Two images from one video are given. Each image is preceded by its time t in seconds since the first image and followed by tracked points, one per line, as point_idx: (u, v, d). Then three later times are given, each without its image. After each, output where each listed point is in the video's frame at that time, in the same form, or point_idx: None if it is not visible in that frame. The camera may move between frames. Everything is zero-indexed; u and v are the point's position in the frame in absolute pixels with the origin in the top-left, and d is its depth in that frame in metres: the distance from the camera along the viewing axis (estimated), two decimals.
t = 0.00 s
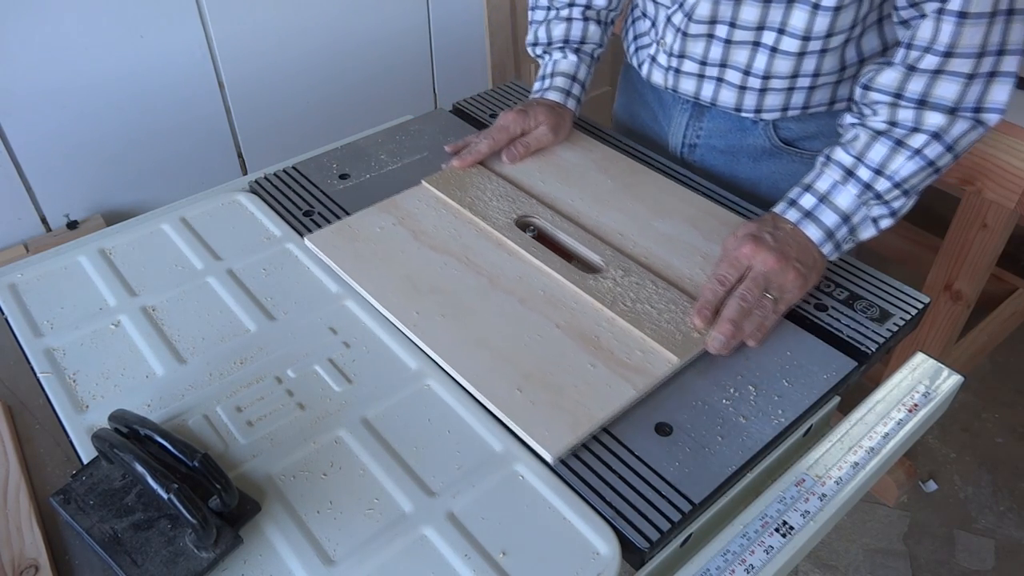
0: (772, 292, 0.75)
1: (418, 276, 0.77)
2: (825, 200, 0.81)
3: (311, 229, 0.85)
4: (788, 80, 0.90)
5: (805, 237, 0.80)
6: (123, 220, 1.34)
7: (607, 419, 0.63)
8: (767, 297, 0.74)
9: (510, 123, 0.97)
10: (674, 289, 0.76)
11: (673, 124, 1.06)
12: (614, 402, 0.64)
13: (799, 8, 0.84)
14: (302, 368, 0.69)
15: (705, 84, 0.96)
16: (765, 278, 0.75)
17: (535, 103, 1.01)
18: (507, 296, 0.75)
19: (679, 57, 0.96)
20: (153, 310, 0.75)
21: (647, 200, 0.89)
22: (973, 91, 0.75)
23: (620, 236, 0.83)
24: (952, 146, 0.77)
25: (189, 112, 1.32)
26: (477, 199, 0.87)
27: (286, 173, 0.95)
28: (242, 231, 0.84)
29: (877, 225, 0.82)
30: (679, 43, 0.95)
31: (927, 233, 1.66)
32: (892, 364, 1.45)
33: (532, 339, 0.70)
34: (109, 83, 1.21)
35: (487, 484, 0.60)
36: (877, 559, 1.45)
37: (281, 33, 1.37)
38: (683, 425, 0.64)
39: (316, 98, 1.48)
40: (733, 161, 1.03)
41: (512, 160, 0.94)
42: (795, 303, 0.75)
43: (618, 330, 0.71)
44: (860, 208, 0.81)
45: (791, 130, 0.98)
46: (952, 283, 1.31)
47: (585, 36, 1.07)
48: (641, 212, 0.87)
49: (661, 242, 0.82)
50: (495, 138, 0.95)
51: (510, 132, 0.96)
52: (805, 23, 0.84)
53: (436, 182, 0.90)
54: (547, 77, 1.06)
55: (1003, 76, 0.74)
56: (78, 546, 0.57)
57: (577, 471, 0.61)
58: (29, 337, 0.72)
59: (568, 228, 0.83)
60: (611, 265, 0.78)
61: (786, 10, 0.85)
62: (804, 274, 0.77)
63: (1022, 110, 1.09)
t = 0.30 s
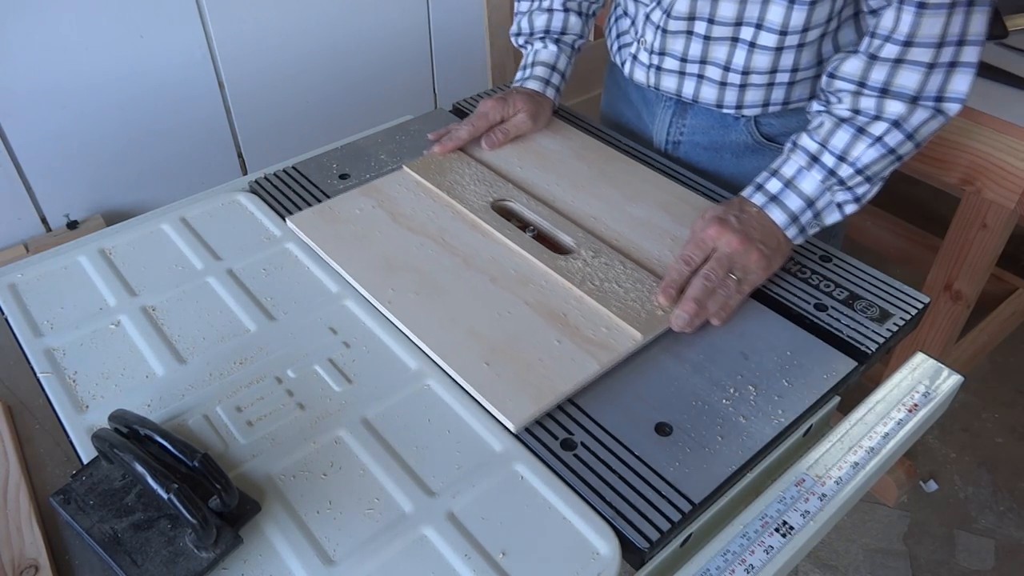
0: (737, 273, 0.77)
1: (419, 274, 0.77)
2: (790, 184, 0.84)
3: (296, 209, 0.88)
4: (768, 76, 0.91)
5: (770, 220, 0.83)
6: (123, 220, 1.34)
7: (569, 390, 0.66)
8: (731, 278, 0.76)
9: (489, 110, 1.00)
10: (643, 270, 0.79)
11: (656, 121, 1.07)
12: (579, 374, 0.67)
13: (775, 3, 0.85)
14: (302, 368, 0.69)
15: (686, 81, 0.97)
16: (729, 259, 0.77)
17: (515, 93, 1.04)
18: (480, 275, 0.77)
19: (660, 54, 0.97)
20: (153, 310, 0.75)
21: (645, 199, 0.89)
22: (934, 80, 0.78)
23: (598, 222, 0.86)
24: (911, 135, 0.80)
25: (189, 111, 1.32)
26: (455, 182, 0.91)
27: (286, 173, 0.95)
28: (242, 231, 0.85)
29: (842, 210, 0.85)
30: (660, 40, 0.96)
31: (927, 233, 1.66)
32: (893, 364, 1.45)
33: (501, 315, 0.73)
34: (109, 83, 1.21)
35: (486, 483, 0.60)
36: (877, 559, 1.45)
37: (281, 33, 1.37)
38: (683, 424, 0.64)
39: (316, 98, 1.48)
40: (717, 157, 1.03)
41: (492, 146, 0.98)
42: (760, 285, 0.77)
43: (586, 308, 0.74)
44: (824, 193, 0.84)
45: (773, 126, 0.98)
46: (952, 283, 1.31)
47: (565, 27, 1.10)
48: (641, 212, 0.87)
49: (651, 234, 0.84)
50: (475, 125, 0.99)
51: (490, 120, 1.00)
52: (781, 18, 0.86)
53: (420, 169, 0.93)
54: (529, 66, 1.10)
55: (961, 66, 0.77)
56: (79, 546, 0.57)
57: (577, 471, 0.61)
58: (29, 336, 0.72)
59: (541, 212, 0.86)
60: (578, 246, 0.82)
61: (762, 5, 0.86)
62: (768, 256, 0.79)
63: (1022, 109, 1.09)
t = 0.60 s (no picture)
0: (712, 259, 0.78)
1: (418, 274, 0.77)
2: (767, 174, 0.85)
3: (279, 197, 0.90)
4: (759, 73, 0.91)
5: (745, 209, 0.84)
6: (123, 220, 1.34)
7: (540, 370, 0.68)
8: (706, 264, 0.78)
9: (476, 100, 1.02)
10: (619, 256, 0.81)
11: (650, 119, 1.07)
12: (552, 356, 0.69)
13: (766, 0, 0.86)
14: (302, 368, 0.69)
15: (679, 79, 0.97)
16: (704, 246, 0.79)
17: (502, 83, 1.05)
18: (460, 260, 0.79)
19: (653, 52, 0.97)
20: (153, 310, 0.75)
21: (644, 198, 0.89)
22: (908, 75, 0.79)
23: (579, 210, 0.87)
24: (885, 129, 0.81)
25: (189, 111, 1.32)
26: (440, 171, 0.92)
27: (286, 173, 0.95)
28: (243, 231, 0.85)
29: (817, 201, 0.86)
30: (652, 37, 0.96)
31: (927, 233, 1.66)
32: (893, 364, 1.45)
33: (480, 299, 0.75)
34: (109, 83, 1.21)
35: (486, 483, 0.60)
36: (877, 559, 1.45)
37: (281, 33, 1.37)
38: (683, 424, 0.64)
39: (316, 98, 1.48)
40: (711, 154, 1.03)
41: (478, 136, 0.99)
42: (734, 272, 0.79)
43: (562, 292, 0.76)
44: (799, 183, 0.85)
45: (767, 124, 0.98)
46: (952, 283, 1.31)
47: (554, 20, 1.10)
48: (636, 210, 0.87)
49: (630, 223, 0.85)
50: (461, 114, 1.00)
51: (476, 110, 1.01)
52: (772, 15, 0.86)
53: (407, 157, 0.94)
54: (517, 58, 1.10)
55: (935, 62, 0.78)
56: (79, 546, 0.57)
57: (577, 471, 0.61)
58: (29, 336, 0.72)
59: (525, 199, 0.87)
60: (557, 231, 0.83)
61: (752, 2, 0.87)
62: (743, 244, 0.80)
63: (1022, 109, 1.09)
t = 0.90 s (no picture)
0: (700, 255, 0.79)
1: (418, 273, 0.77)
2: (756, 171, 0.86)
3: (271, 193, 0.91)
4: (755, 70, 0.91)
5: (734, 205, 0.84)
6: (123, 220, 1.34)
7: (526, 363, 0.68)
8: (693, 260, 0.78)
9: (470, 96, 1.01)
10: (609, 252, 0.81)
11: (647, 116, 1.07)
12: (538, 348, 0.69)
13: None
14: (302, 368, 0.69)
15: (675, 76, 0.97)
16: (692, 242, 0.79)
17: (498, 80, 1.05)
18: (451, 254, 0.80)
19: (649, 50, 0.97)
20: (153, 310, 0.75)
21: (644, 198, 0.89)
22: (897, 74, 0.79)
23: (570, 206, 0.87)
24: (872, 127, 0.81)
25: (189, 111, 1.32)
26: (434, 166, 0.92)
27: (286, 173, 0.95)
28: (242, 231, 0.85)
29: (807, 199, 0.86)
30: (649, 35, 0.96)
31: (927, 233, 1.66)
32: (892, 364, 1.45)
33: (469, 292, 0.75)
34: (109, 83, 1.21)
35: (486, 483, 0.60)
36: (877, 559, 1.45)
37: (282, 33, 1.37)
38: (683, 424, 0.64)
39: (316, 98, 1.48)
40: (707, 152, 1.03)
41: (472, 132, 0.99)
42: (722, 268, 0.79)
43: (551, 286, 0.76)
44: (788, 181, 0.85)
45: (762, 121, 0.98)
46: (952, 283, 1.32)
47: (550, 18, 1.10)
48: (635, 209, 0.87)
49: (620, 219, 0.85)
50: (456, 110, 1.00)
51: (471, 106, 1.01)
52: (767, 14, 0.86)
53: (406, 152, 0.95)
54: (513, 56, 1.10)
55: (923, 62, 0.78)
56: (79, 546, 0.57)
57: (577, 471, 0.61)
58: (29, 336, 0.72)
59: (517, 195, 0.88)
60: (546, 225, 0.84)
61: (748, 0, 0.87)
62: (732, 240, 0.81)
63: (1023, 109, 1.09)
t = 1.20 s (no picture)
0: (690, 257, 0.78)
1: (408, 272, 0.77)
2: (748, 173, 0.85)
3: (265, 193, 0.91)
4: (748, 70, 0.91)
5: (725, 207, 0.84)
6: (122, 220, 1.34)
7: (515, 364, 0.68)
8: (683, 262, 0.77)
9: (465, 96, 1.01)
10: (600, 253, 0.80)
11: (642, 116, 1.07)
12: (526, 349, 0.69)
13: None
14: (302, 368, 0.69)
15: (669, 75, 0.97)
16: (683, 244, 0.78)
17: (492, 80, 1.05)
18: (441, 254, 0.79)
19: (643, 49, 0.97)
20: (153, 310, 0.75)
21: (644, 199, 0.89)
22: (890, 76, 0.79)
23: (563, 207, 0.87)
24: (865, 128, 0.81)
25: (190, 112, 1.32)
26: (428, 166, 0.92)
27: (286, 173, 0.95)
28: (242, 231, 0.85)
29: (799, 203, 0.86)
30: (643, 34, 0.96)
31: (927, 233, 1.66)
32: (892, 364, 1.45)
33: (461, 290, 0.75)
34: (109, 83, 1.21)
35: (485, 483, 0.60)
36: (877, 559, 1.45)
37: (282, 33, 1.37)
38: (683, 424, 0.64)
39: (316, 98, 1.48)
40: (702, 151, 1.03)
41: (466, 132, 0.99)
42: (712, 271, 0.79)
43: (540, 288, 0.76)
44: (781, 183, 0.85)
45: (755, 121, 0.98)
46: (952, 283, 1.32)
47: (546, 18, 1.10)
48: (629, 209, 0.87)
49: (613, 221, 0.85)
50: (450, 110, 1.00)
51: (465, 106, 1.01)
52: (761, 13, 0.86)
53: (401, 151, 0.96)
54: (508, 56, 1.10)
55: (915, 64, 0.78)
56: (79, 546, 0.57)
57: (577, 471, 0.61)
58: (29, 337, 0.72)
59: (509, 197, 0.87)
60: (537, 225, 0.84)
61: None
62: (723, 242, 0.80)
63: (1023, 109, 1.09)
